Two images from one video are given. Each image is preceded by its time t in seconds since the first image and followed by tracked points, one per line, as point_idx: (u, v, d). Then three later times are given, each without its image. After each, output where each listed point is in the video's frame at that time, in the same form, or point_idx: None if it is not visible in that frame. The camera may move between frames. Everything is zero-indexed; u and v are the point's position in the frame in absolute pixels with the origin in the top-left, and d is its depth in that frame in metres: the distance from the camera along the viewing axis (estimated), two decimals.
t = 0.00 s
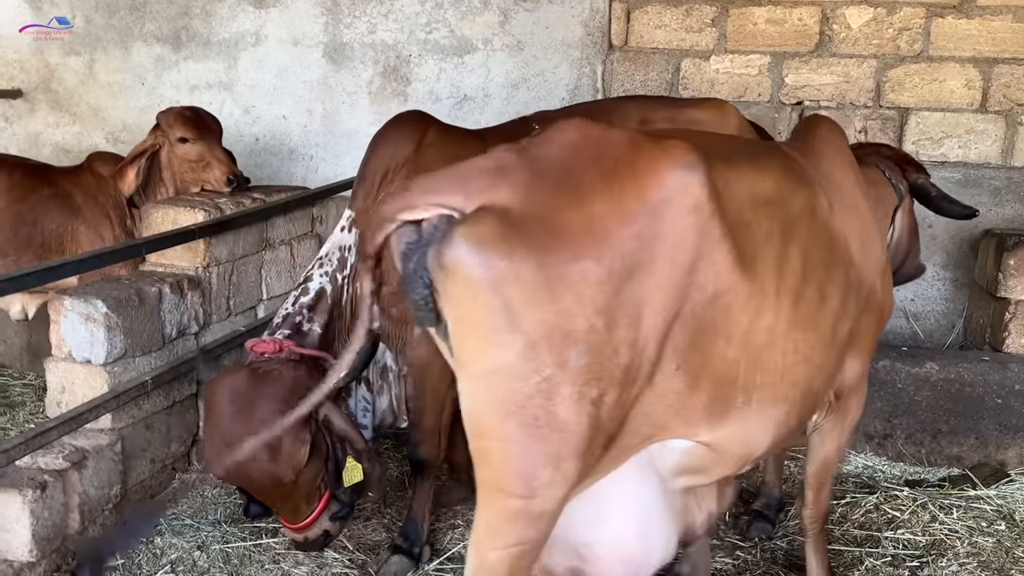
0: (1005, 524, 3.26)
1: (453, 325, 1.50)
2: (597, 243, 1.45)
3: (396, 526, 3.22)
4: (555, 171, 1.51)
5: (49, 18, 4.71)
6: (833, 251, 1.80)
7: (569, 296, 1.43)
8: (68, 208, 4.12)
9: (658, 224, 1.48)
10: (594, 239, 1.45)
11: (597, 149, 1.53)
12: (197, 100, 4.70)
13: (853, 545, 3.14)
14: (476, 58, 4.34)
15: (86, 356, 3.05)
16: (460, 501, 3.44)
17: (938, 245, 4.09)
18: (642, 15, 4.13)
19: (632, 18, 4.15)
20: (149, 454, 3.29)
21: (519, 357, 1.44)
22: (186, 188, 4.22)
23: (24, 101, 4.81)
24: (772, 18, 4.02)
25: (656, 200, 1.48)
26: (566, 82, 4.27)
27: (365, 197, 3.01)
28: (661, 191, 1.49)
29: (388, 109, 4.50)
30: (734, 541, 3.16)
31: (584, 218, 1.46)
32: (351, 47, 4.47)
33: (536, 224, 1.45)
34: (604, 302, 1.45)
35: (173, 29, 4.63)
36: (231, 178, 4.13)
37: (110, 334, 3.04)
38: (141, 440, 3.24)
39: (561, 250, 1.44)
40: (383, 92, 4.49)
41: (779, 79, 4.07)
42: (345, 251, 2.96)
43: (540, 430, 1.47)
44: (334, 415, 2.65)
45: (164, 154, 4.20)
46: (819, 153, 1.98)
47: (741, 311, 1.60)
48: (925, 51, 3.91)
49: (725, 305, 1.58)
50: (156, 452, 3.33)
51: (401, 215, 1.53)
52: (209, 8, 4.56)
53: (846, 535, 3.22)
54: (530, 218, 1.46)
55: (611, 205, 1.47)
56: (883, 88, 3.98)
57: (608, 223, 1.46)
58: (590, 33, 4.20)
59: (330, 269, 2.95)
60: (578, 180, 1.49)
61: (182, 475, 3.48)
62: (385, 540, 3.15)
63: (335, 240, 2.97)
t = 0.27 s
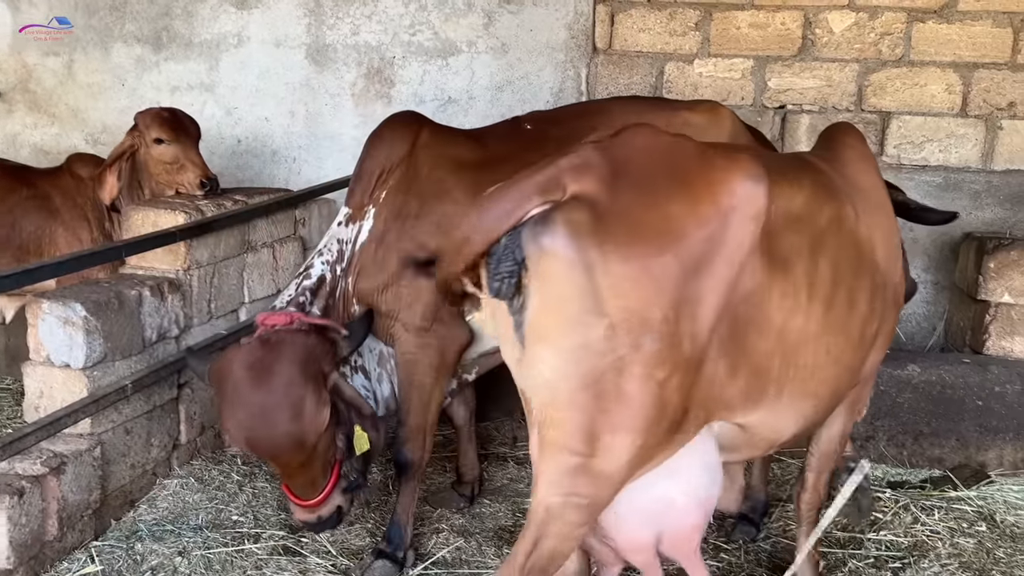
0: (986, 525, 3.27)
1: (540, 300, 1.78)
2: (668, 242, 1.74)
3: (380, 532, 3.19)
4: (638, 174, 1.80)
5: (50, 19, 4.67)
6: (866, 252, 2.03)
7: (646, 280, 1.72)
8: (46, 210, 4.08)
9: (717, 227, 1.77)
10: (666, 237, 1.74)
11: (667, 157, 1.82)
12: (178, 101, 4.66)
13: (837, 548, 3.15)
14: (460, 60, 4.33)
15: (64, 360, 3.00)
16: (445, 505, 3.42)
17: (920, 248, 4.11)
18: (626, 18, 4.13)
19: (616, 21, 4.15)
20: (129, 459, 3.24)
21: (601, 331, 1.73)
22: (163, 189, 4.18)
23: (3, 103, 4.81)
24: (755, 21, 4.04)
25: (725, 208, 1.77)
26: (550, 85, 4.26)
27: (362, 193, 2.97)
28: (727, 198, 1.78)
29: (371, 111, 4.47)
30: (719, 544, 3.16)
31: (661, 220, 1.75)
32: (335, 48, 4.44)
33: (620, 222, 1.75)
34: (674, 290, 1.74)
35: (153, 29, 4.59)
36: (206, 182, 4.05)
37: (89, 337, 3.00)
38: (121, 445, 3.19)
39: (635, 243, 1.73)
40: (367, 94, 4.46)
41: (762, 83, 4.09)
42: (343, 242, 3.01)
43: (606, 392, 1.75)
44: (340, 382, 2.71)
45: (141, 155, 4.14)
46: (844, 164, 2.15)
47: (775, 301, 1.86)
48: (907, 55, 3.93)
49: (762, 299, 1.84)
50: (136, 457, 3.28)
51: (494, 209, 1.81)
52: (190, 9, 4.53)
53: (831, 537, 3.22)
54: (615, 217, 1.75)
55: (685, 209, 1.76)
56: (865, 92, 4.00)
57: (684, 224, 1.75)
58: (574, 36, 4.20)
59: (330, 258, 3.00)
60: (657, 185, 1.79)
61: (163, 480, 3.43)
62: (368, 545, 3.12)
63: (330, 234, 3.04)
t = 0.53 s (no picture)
0: (958, 518, 3.32)
1: (623, 284, 1.92)
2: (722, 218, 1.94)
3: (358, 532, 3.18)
4: (676, 162, 1.99)
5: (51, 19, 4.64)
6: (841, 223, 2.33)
7: (718, 250, 1.91)
8: (17, 209, 3.96)
9: (755, 199, 1.98)
10: (719, 214, 1.94)
11: (695, 147, 2.03)
12: (152, 99, 4.62)
13: (813, 542, 3.18)
14: (437, 58, 4.32)
15: (37, 361, 2.96)
16: (423, 504, 3.41)
17: (893, 245, 4.16)
18: (603, 17, 4.15)
19: (593, 19, 4.16)
20: (104, 460, 3.20)
21: (684, 300, 1.90)
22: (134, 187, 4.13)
23: None
24: (730, 21, 4.07)
25: (756, 181, 1.99)
26: (527, 83, 4.27)
27: (345, 181, 2.94)
28: (756, 172, 2.00)
29: (348, 109, 4.45)
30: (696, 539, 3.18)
31: (709, 200, 1.94)
32: (311, 46, 4.42)
33: (676, 207, 1.92)
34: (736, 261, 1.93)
35: (127, 26, 4.56)
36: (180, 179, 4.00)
37: (62, 338, 2.97)
38: (96, 447, 3.16)
39: (698, 218, 1.92)
40: (343, 91, 4.44)
41: (737, 81, 4.12)
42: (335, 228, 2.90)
43: (706, 347, 1.93)
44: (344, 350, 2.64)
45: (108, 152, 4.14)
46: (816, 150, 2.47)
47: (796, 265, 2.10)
48: (880, 55, 3.98)
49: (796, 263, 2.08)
50: (111, 459, 3.24)
51: (563, 234, 1.91)
52: (164, 5, 4.49)
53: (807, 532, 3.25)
54: (670, 203, 1.92)
55: (726, 188, 1.97)
56: (838, 91, 4.05)
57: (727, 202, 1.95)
58: (551, 34, 4.21)
59: (325, 238, 2.86)
60: (696, 170, 1.98)
61: (138, 482, 3.39)
62: (347, 544, 3.11)
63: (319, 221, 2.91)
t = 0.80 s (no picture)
0: (937, 515, 3.34)
1: (622, 339, 2.16)
2: (702, 255, 2.16)
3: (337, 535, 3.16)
4: (657, 205, 2.20)
5: (49, 19, 4.55)
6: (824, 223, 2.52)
7: (698, 293, 2.13)
8: None
9: (733, 225, 2.20)
10: (700, 252, 2.16)
11: (671, 184, 2.24)
12: (128, 100, 4.58)
13: (794, 540, 3.18)
14: (417, 59, 4.30)
15: (10, 367, 2.91)
16: (404, 507, 3.39)
17: (871, 244, 4.19)
18: (582, 18, 4.15)
19: (572, 21, 4.17)
20: (80, 466, 3.16)
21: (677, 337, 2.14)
22: (114, 185, 4.17)
23: None
24: (709, 22, 4.09)
25: (731, 208, 2.21)
26: (507, 84, 4.26)
27: (319, 179, 2.90)
28: (730, 198, 2.21)
29: (327, 110, 4.43)
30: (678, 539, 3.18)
31: (690, 238, 2.16)
32: (289, 47, 4.38)
33: (660, 252, 2.14)
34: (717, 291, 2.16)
35: (101, 27, 4.51)
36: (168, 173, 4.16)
37: (36, 343, 2.91)
38: (71, 453, 3.11)
39: (680, 264, 2.14)
40: (322, 92, 4.41)
41: (715, 82, 4.13)
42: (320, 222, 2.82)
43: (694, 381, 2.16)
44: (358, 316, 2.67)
45: (85, 151, 4.08)
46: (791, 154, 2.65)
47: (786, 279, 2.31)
48: (857, 56, 4.01)
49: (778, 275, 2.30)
50: (87, 465, 3.20)
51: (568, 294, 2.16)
52: (139, 6, 4.45)
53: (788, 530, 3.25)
54: (654, 250, 2.14)
55: (705, 223, 2.18)
56: (816, 92, 4.07)
57: (707, 237, 2.17)
58: (530, 35, 4.21)
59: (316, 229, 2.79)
60: (676, 210, 2.19)
61: (115, 488, 3.35)
62: (326, 549, 3.08)
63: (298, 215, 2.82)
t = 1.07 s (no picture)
0: (924, 512, 3.36)
1: (626, 290, 2.15)
2: (706, 213, 2.19)
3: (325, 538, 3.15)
4: (665, 164, 2.25)
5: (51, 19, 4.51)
6: (818, 202, 2.59)
7: (696, 251, 2.15)
8: None
9: (736, 189, 2.25)
10: (704, 209, 2.19)
11: (677, 148, 2.31)
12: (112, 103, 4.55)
13: (783, 539, 3.19)
14: (403, 61, 4.30)
15: None
16: (393, 509, 3.38)
17: (857, 243, 4.21)
18: (568, 20, 4.16)
19: (558, 22, 4.18)
20: (66, 472, 3.14)
21: (676, 291, 2.14)
22: (102, 188, 4.14)
23: None
24: (694, 23, 4.10)
25: (736, 174, 2.27)
26: (494, 85, 4.25)
27: (306, 178, 2.85)
28: (736, 165, 2.28)
29: (313, 111, 4.41)
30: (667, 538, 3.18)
31: (695, 196, 2.21)
32: (274, 48, 4.37)
33: (666, 206, 2.18)
34: (717, 248, 2.18)
35: (85, 29, 4.49)
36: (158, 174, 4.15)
37: (21, 348, 2.88)
38: (57, 458, 3.09)
39: (683, 219, 2.16)
40: (308, 94, 4.40)
41: (701, 83, 4.15)
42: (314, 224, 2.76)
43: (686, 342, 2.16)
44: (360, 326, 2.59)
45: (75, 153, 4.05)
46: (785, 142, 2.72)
47: (781, 248, 2.36)
48: (841, 56, 4.03)
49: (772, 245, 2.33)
50: (74, 470, 3.17)
51: (568, 240, 2.15)
52: (123, 8, 4.43)
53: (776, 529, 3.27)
54: (662, 204, 2.18)
55: (710, 183, 2.23)
56: (801, 92, 4.09)
57: (711, 197, 2.22)
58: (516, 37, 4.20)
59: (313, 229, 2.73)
60: (683, 171, 2.24)
61: (102, 493, 3.32)
62: (315, 552, 3.06)
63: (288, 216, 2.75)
